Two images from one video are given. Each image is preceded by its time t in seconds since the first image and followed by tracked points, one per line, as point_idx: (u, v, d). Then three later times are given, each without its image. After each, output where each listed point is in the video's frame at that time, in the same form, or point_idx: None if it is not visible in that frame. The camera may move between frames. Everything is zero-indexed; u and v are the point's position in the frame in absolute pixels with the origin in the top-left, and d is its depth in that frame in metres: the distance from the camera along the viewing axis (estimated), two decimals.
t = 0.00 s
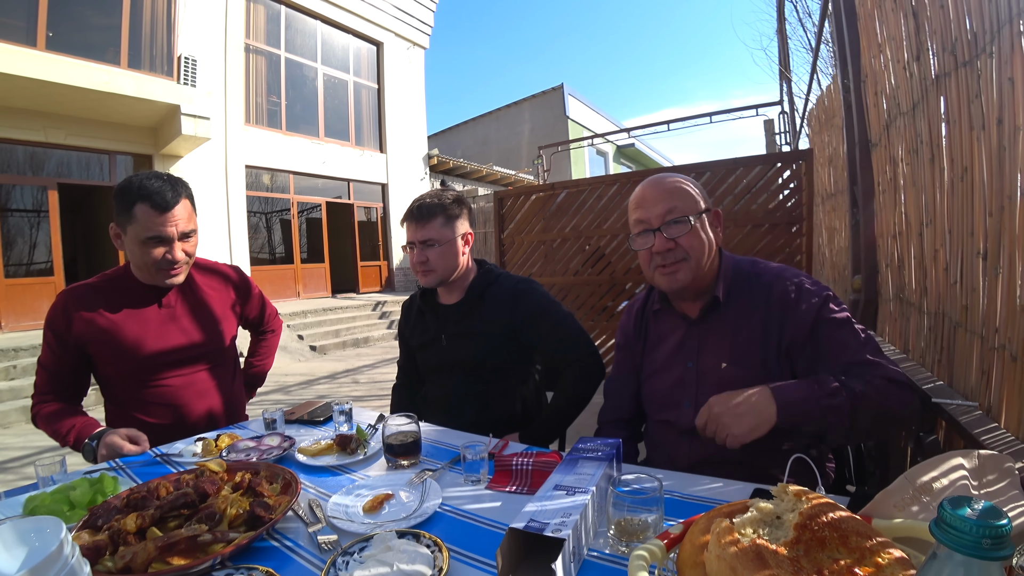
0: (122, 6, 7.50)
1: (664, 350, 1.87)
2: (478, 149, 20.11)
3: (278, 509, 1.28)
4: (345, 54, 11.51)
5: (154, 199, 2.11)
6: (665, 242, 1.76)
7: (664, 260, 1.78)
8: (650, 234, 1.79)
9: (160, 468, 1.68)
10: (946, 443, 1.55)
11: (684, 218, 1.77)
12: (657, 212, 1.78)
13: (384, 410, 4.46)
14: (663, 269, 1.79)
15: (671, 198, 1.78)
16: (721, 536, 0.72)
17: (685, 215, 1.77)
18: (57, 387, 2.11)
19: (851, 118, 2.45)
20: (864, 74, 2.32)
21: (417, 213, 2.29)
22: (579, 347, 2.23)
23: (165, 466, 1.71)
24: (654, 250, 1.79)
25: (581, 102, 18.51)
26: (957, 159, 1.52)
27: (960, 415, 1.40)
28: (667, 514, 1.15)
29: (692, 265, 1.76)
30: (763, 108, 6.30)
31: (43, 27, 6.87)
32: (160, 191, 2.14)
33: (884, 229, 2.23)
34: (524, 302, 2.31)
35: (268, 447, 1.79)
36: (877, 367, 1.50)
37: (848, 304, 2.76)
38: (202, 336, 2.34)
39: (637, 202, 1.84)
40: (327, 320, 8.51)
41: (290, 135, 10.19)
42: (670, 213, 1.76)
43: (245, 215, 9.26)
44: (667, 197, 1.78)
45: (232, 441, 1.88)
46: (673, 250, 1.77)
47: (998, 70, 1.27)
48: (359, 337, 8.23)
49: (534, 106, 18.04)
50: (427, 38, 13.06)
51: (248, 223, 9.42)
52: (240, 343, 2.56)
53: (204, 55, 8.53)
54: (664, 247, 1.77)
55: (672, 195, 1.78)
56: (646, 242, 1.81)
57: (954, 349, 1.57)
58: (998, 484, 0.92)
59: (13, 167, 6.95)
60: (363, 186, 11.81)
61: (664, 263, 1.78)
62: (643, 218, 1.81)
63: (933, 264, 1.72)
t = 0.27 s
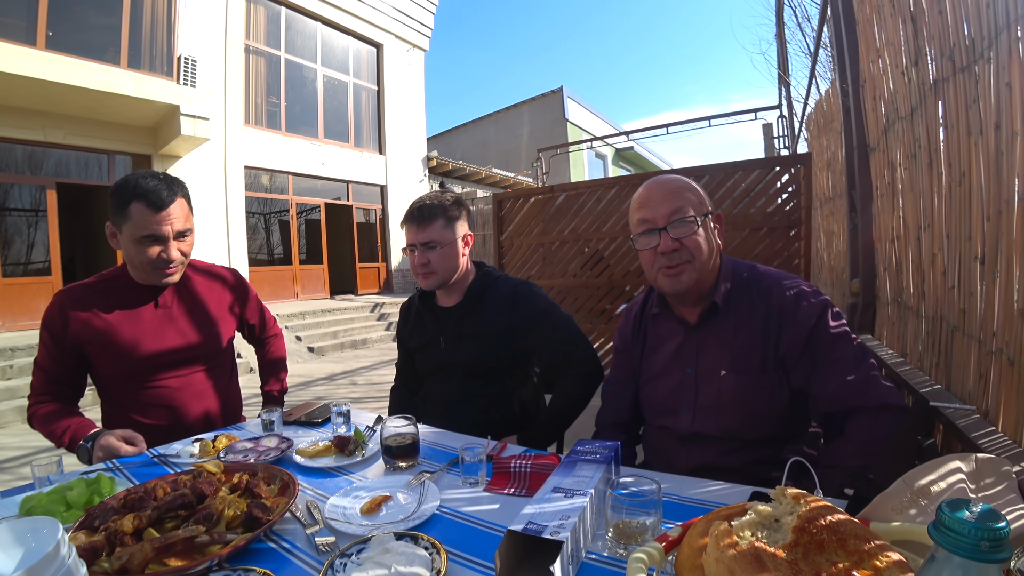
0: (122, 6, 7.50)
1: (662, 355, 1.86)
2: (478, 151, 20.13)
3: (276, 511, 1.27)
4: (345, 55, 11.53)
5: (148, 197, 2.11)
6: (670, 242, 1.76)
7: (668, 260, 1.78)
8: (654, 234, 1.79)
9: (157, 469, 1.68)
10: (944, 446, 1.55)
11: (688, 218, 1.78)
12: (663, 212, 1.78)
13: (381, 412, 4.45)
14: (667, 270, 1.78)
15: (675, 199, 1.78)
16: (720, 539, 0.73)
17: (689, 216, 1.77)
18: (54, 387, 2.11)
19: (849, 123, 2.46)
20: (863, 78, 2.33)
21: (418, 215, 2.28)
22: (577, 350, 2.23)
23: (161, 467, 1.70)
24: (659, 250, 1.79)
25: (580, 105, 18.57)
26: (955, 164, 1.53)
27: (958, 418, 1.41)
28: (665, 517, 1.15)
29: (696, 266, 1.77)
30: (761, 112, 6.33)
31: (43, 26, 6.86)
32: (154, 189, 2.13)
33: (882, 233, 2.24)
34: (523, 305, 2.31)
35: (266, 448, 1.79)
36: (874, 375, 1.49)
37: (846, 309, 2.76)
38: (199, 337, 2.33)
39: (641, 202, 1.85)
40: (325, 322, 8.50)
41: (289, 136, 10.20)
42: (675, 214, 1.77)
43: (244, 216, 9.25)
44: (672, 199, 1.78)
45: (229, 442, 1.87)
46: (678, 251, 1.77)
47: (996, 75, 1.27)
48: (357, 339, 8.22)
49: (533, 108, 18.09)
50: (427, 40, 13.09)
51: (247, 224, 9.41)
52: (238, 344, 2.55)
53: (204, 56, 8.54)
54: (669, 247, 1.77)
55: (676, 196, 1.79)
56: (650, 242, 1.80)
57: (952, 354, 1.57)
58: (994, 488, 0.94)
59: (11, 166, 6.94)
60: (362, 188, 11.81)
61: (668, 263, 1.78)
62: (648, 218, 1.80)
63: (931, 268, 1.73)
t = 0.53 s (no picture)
0: (123, 6, 7.50)
1: (661, 358, 1.87)
2: (477, 154, 20.15)
3: (272, 512, 1.27)
4: (345, 57, 11.54)
5: (144, 195, 2.10)
6: (672, 241, 1.77)
7: (670, 258, 1.78)
8: (656, 234, 1.79)
9: (154, 470, 1.67)
10: (941, 451, 1.56)
11: (690, 218, 1.78)
12: (665, 211, 1.79)
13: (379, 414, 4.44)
14: (669, 267, 1.78)
15: (677, 198, 1.79)
16: (718, 542, 0.73)
17: (691, 215, 1.78)
18: (50, 388, 2.10)
19: (848, 127, 2.47)
20: (861, 83, 2.34)
21: (423, 217, 2.26)
22: (575, 354, 2.23)
23: (158, 467, 1.70)
24: (660, 249, 1.79)
25: (580, 108, 18.62)
26: (953, 169, 1.54)
27: (955, 422, 1.41)
28: (663, 520, 1.15)
29: (698, 264, 1.77)
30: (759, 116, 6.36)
31: (43, 26, 6.86)
32: (150, 187, 2.13)
33: (880, 238, 2.25)
34: (521, 307, 2.31)
35: (263, 449, 1.78)
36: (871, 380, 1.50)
37: (843, 312, 2.77)
38: (195, 338, 2.32)
39: (643, 201, 1.85)
40: (323, 323, 8.48)
41: (288, 137, 10.20)
42: (677, 214, 1.77)
43: (242, 216, 9.24)
44: (674, 199, 1.79)
45: (226, 443, 1.86)
46: (680, 250, 1.77)
47: (993, 81, 1.28)
48: (355, 340, 8.21)
49: (533, 111, 18.13)
50: (427, 42, 13.12)
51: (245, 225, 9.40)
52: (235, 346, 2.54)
53: (204, 56, 8.54)
54: (670, 246, 1.77)
55: (678, 196, 1.79)
56: (651, 241, 1.81)
57: (949, 358, 1.57)
58: (991, 492, 0.93)
59: (10, 165, 6.93)
60: (361, 189, 11.82)
61: (670, 261, 1.78)
62: (650, 217, 1.81)
63: (928, 272, 1.73)
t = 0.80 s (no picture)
0: (122, 6, 7.50)
1: (661, 362, 1.87)
2: (476, 155, 20.17)
3: (271, 512, 1.27)
4: (344, 58, 11.55)
5: (143, 194, 2.11)
6: (670, 244, 1.77)
7: (669, 261, 1.78)
8: (654, 236, 1.80)
9: (152, 470, 1.67)
10: (940, 452, 1.56)
11: (687, 222, 1.78)
12: (662, 215, 1.79)
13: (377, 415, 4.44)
14: (668, 270, 1.78)
15: (674, 202, 1.79)
16: (717, 543, 0.73)
17: (689, 218, 1.78)
18: (49, 390, 2.10)
19: (846, 130, 2.47)
20: (860, 85, 2.35)
21: (428, 218, 2.27)
22: (575, 355, 2.23)
23: (157, 467, 1.69)
24: (658, 252, 1.79)
25: (579, 109, 18.66)
26: (951, 171, 1.54)
27: (954, 424, 1.41)
28: (662, 521, 1.15)
29: (696, 266, 1.77)
30: (758, 118, 6.37)
31: (42, 26, 6.86)
32: (149, 186, 2.13)
33: (879, 240, 2.25)
34: (520, 308, 2.31)
35: (262, 450, 1.78)
36: (869, 382, 1.50)
37: (842, 314, 2.78)
38: (193, 339, 2.31)
39: (639, 206, 1.86)
40: (322, 324, 8.48)
41: (287, 137, 10.20)
42: (674, 217, 1.77)
43: (241, 217, 9.24)
44: (670, 202, 1.79)
45: (225, 443, 1.86)
46: (678, 252, 1.77)
47: (991, 84, 1.29)
48: (353, 341, 8.21)
49: (532, 113, 18.15)
50: (426, 44, 13.13)
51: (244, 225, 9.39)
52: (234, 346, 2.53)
53: (203, 57, 8.54)
54: (668, 249, 1.77)
55: (675, 200, 1.79)
56: (649, 245, 1.81)
57: (947, 360, 1.58)
58: (990, 493, 0.93)
59: (8, 165, 6.92)
60: (360, 190, 11.82)
61: (668, 264, 1.78)
62: (647, 221, 1.81)
63: (927, 274, 1.73)
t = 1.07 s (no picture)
0: (122, 8, 7.51)
1: (662, 361, 1.86)
2: (477, 154, 20.17)
3: (273, 514, 1.27)
4: (344, 58, 11.55)
5: (146, 198, 2.11)
6: (667, 241, 1.77)
7: (666, 259, 1.77)
8: (651, 234, 1.79)
9: (154, 472, 1.67)
10: (943, 450, 1.55)
11: (685, 219, 1.78)
12: (659, 213, 1.79)
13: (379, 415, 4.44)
14: (666, 268, 1.78)
15: (672, 199, 1.79)
16: (718, 543, 0.72)
17: (686, 215, 1.78)
18: (51, 393, 2.10)
19: (848, 127, 2.46)
20: (861, 82, 2.34)
21: (431, 216, 2.26)
22: (576, 354, 2.23)
23: (158, 469, 1.69)
24: (656, 249, 1.79)
25: (580, 108, 18.63)
26: (953, 168, 1.53)
27: (957, 422, 1.40)
28: (663, 521, 1.15)
29: (694, 265, 1.77)
30: (759, 116, 6.36)
31: (42, 28, 6.87)
32: (152, 190, 2.14)
33: (880, 237, 2.24)
34: (521, 309, 2.31)
35: (263, 451, 1.78)
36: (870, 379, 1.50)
37: (844, 312, 2.77)
38: (193, 342, 2.31)
39: (638, 204, 1.85)
40: (323, 324, 8.49)
41: (288, 138, 10.21)
42: (672, 214, 1.77)
43: (242, 218, 9.24)
44: (669, 200, 1.79)
45: (226, 444, 1.86)
46: (675, 249, 1.77)
47: (994, 80, 1.28)
48: (355, 341, 8.21)
49: (532, 112, 18.14)
50: (426, 43, 13.13)
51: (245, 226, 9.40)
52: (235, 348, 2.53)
53: (204, 58, 8.54)
54: (666, 247, 1.77)
55: (673, 197, 1.79)
56: (647, 242, 1.81)
57: (950, 358, 1.57)
58: (993, 492, 0.93)
59: (9, 167, 6.93)
60: (361, 190, 11.82)
61: (666, 262, 1.78)
62: (645, 219, 1.81)
63: (929, 271, 1.73)
